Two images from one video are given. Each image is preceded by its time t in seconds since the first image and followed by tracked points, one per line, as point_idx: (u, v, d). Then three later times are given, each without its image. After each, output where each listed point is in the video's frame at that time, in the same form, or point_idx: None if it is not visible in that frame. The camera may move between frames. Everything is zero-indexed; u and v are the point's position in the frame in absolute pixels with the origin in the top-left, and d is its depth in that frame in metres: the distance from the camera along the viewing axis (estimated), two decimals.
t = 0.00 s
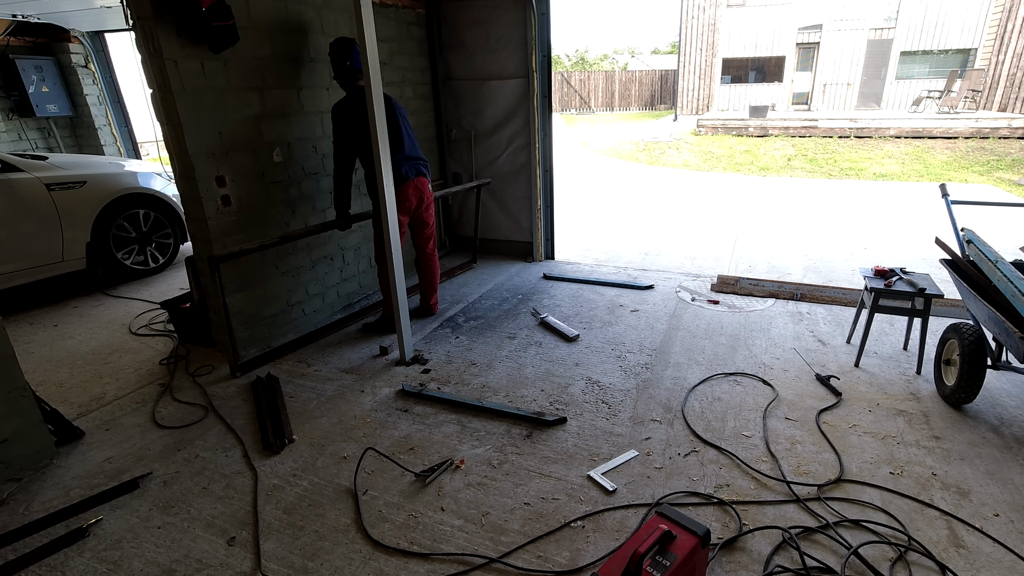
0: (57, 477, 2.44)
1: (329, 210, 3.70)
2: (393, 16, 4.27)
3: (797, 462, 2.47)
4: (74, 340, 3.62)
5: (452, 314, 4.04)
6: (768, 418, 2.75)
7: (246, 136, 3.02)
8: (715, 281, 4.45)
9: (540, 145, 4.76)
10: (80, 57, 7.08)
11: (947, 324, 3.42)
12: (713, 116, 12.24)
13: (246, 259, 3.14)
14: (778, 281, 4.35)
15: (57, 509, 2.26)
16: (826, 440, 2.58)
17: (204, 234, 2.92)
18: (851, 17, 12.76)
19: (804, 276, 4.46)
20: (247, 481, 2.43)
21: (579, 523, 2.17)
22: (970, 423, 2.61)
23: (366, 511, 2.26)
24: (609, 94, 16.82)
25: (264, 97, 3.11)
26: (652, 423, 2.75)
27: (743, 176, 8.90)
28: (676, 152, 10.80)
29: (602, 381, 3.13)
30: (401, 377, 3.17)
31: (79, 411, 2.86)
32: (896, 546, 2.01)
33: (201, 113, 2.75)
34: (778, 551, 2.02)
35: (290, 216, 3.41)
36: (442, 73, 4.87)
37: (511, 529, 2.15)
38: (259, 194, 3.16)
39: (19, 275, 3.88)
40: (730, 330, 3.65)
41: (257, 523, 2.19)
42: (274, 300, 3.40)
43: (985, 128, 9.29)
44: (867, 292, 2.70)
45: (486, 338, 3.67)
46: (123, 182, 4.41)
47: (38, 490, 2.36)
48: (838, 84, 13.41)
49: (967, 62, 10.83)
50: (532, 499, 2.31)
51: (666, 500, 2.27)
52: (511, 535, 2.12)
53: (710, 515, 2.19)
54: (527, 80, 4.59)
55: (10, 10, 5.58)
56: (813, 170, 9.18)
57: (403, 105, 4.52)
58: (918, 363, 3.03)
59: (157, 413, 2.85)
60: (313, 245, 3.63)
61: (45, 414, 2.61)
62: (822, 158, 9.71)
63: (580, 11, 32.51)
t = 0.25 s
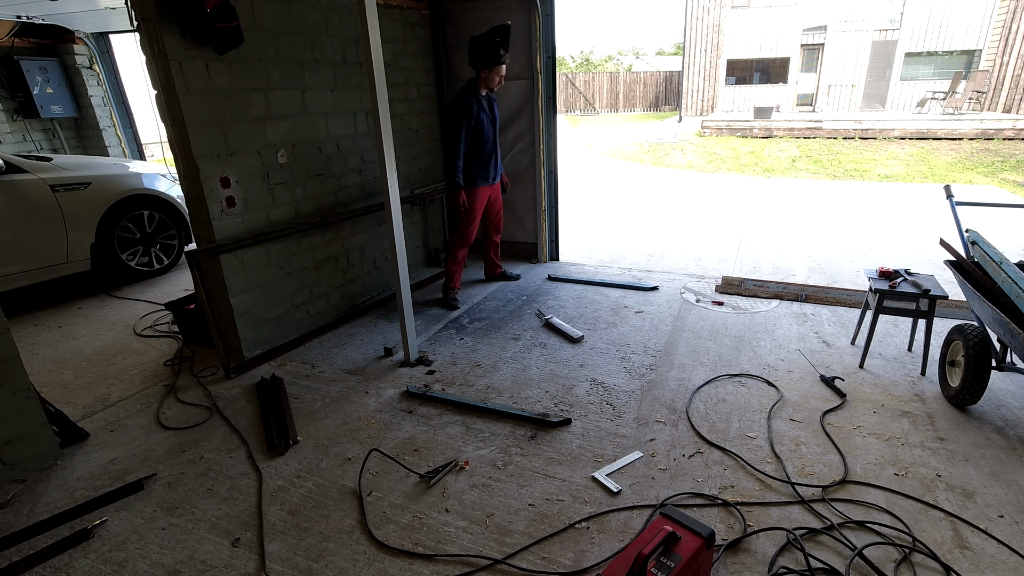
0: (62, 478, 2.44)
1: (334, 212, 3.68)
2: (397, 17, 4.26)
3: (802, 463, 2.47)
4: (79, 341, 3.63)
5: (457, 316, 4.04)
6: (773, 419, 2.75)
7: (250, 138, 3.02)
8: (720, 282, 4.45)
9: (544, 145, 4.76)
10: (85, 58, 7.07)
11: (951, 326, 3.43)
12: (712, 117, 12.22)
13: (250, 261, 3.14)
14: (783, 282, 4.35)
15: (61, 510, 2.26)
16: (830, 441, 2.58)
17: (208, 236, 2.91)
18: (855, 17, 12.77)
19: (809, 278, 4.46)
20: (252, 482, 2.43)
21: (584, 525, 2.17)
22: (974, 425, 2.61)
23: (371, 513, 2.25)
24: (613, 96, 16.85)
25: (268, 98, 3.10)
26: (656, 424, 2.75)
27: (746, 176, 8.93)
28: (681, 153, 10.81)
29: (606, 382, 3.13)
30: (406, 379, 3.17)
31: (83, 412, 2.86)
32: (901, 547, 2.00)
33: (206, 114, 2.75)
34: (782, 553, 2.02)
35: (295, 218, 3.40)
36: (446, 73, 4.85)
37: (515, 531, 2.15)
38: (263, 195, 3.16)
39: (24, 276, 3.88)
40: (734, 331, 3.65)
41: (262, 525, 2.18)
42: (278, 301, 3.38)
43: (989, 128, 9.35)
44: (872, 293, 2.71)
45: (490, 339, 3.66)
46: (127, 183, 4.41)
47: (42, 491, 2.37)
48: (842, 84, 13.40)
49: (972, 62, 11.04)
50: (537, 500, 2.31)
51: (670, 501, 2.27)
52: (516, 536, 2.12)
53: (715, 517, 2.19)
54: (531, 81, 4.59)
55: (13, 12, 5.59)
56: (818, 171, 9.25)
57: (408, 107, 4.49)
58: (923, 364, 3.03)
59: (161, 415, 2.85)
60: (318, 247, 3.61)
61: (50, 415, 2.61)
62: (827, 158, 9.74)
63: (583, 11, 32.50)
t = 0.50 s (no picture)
0: (51, 413, 2.55)
1: (308, 157, 3.87)
2: None
3: (754, 397, 2.60)
4: (68, 282, 3.76)
5: (426, 258, 4.18)
6: (726, 355, 2.89)
7: (230, 89, 3.17)
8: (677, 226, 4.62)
9: (510, 96, 4.98)
10: (74, 14, 7.07)
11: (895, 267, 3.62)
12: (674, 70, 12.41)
13: (231, 206, 3.30)
14: (736, 226, 4.55)
15: (50, 443, 2.38)
16: (781, 376, 2.72)
17: (191, 181, 3.06)
18: None
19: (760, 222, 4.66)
20: (232, 416, 2.55)
21: (547, 456, 2.29)
22: (918, 361, 2.76)
23: (346, 445, 2.38)
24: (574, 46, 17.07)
25: (246, 51, 3.25)
26: (616, 360, 2.89)
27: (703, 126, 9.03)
28: (640, 103, 10.94)
29: (568, 320, 3.28)
30: (379, 318, 3.32)
31: (71, 349, 2.99)
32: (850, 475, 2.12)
33: (187, 65, 2.89)
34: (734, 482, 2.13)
35: (272, 164, 3.58)
36: (416, 27, 4.99)
37: (482, 462, 2.27)
38: (242, 143, 3.32)
39: (15, 220, 4.02)
40: (691, 272, 3.81)
41: (241, 457, 2.31)
42: (257, 244, 3.56)
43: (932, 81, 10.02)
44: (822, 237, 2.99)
45: (460, 280, 3.82)
46: (113, 132, 4.54)
47: (32, 424, 2.48)
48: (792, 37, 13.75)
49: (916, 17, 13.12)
50: (502, 432, 2.44)
51: (629, 433, 2.40)
52: (483, 467, 2.24)
53: (671, 449, 2.31)
54: (497, 35, 4.78)
55: None
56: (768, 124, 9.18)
57: (379, 59, 4.65)
58: (868, 303, 3.20)
59: (146, 351, 2.99)
60: (294, 193, 3.79)
61: (39, 352, 2.73)
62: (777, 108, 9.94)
63: None
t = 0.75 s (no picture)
0: (49, 415, 2.55)
1: (307, 159, 3.87)
2: None
3: (753, 399, 2.60)
4: (66, 284, 3.76)
5: (424, 259, 4.18)
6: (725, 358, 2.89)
7: (228, 90, 3.17)
8: (676, 228, 4.62)
9: (508, 98, 4.98)
10: (73, 16, 7.07)
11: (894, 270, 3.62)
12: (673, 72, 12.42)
13: (229, 208, 3.30)
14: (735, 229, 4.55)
15: (49, 445, 2.37)
16: (780, 378, 2.72)
17: (189, 183, 3.06)
18: None
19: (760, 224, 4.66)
20: (231, 418, 2.55)
21: (546, 458, 2.29)
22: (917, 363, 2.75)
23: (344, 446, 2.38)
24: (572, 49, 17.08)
25: (245, 52, 3.25)
26: (614, 362, 2.89)
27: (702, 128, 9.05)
28: (639, 104, 10.96)
29: (567, 322, 3.28)
30: (377, 320, 3.32)
31: (70, 351, 2.99)
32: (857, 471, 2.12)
33: (185, 67, 2.89)
34: (737, 486, 2.12)
35: (271, 166, 3.58)
36: (415, 29, 4.99)
37: (481, 464, 2.27)
38: (241, 145, 3.32)
39: (14, 222, 4.02)
40: (690, 274, 3.82)
41: (240, 459, 2.31)
42: (255, 246, 3.56)
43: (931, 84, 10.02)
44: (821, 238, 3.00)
45: (459, 282, 3.82)
46: (112, 134, 4.54)
47: (31, 426, 2.48)
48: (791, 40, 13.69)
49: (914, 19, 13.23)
50: (500, 434, 2.43)
51: (627, 435, 2.40)
52: (481, 469, 2.24)
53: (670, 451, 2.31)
54: (496, 37, 4.78)
55: None
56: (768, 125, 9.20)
57: (378, 61, 4.65)
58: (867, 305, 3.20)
59: (145, 353, 2.99)
60: (293, 195, 3.79)
61: (38, 353, 2.73)
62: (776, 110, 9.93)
63: None
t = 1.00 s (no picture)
0: (48, 417, 2.55)
1: (305, 162, 3.87)
2: None
3: (751, 401, 2.59)
4: (65, 286, 3.76)
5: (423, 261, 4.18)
6: (723, 360, 2.89)
7: (227, 92, 3.17)
8: (674, 230, 4.63)
9: (506, 100, 4.98)
10: (71, 18, 7.07)
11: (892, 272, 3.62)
12: (671, 74, 12.43)
13: (228, 210, 3.30)
14: (733, 231, 4.55)
15: (46, 447, 2.37)
16: (778, 380, 2.71)
17: (187, 186, 3.06)
18: None
19: (758, 226, 4.66)
20: (229, 420, 2.55)
21: (544, 460, 2.29)
22: (916, 365, 2.75)
23: (342, 449, 2.38)
24: (571, 51, 17.11)
25: (243, 55, 3.25)
26: (613, 364, 2.89)
27: (701, 130, 9.06)
28: (637, 106, 10.96)
29: (566, 324, 3.28)
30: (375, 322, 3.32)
31: (68, 353, 2.99)
32: (841, 454, 2.15)
33: (184, 69, 2.89)
34: (736, 488, 2.12)
35: (269, 168, 3.58)
36: (414, 31, 4.99)
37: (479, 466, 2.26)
38: (239, 147, 3.32)
39: (13, 224, 4.02)
40: (688, 276, 3.82)
41: (238, 461, 2.31)
42: (254, 248, 3.56)
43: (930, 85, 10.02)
44: (819, 241, 3.00)
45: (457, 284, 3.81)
46: (111, 136, 4.54)
47: (29, 428, 2.48)
48: (790, 42, 13.73)
49: (913, 21, 13.26)
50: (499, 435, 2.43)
51: (625, 436, 2.40)
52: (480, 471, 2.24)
53: (669, 452, 2.31)
54: (494, 39, 4.78)
55: None
56: (767, 125, 9.28)
57: (376, 63, 4.65)
58: (866, 307, 3.20)
59: (143, 355, 2.99)
60: (291, 197, 3.79)
61: (36, 356, 2.73)
62: (775, 112, 9.93)
63: None
